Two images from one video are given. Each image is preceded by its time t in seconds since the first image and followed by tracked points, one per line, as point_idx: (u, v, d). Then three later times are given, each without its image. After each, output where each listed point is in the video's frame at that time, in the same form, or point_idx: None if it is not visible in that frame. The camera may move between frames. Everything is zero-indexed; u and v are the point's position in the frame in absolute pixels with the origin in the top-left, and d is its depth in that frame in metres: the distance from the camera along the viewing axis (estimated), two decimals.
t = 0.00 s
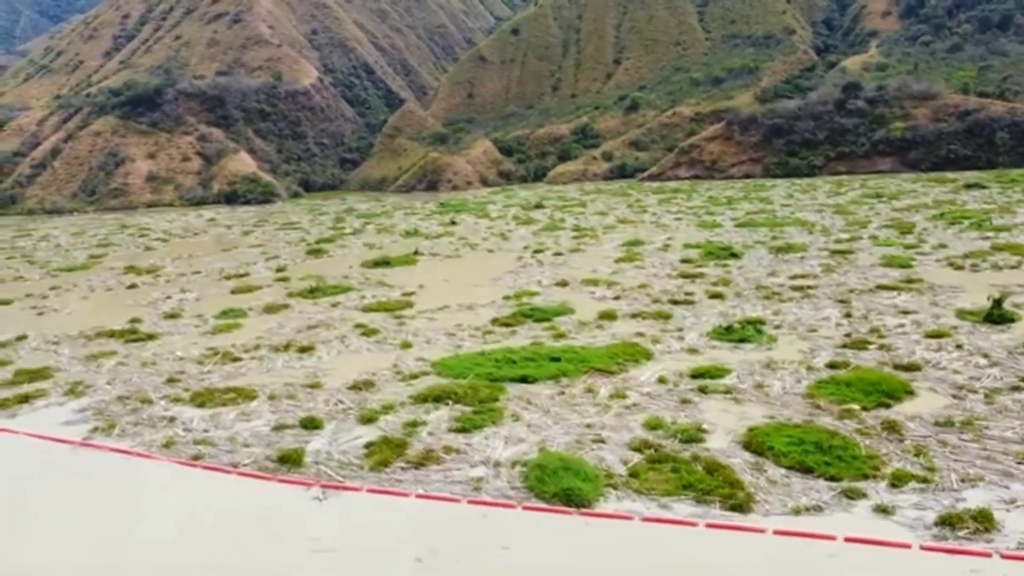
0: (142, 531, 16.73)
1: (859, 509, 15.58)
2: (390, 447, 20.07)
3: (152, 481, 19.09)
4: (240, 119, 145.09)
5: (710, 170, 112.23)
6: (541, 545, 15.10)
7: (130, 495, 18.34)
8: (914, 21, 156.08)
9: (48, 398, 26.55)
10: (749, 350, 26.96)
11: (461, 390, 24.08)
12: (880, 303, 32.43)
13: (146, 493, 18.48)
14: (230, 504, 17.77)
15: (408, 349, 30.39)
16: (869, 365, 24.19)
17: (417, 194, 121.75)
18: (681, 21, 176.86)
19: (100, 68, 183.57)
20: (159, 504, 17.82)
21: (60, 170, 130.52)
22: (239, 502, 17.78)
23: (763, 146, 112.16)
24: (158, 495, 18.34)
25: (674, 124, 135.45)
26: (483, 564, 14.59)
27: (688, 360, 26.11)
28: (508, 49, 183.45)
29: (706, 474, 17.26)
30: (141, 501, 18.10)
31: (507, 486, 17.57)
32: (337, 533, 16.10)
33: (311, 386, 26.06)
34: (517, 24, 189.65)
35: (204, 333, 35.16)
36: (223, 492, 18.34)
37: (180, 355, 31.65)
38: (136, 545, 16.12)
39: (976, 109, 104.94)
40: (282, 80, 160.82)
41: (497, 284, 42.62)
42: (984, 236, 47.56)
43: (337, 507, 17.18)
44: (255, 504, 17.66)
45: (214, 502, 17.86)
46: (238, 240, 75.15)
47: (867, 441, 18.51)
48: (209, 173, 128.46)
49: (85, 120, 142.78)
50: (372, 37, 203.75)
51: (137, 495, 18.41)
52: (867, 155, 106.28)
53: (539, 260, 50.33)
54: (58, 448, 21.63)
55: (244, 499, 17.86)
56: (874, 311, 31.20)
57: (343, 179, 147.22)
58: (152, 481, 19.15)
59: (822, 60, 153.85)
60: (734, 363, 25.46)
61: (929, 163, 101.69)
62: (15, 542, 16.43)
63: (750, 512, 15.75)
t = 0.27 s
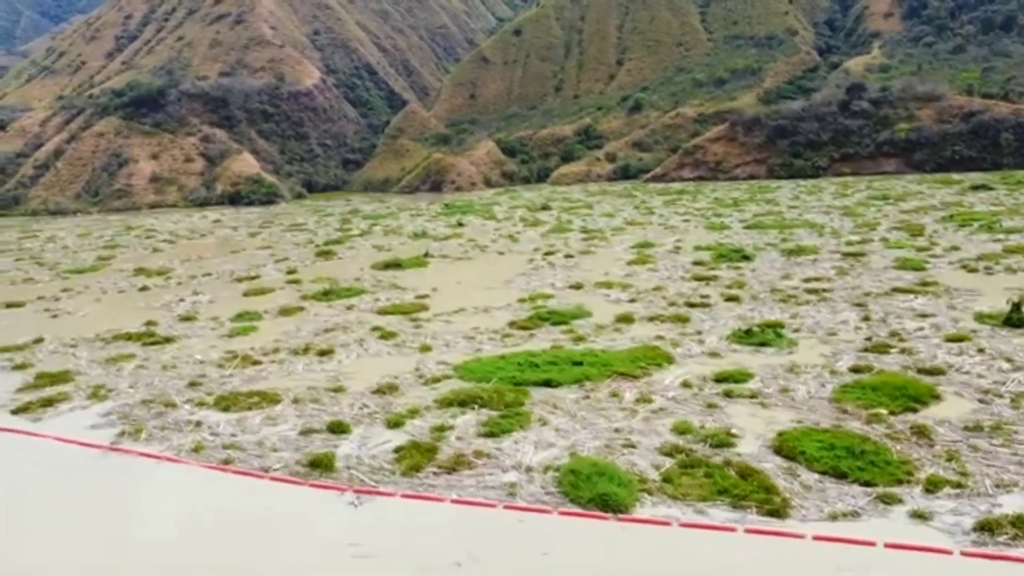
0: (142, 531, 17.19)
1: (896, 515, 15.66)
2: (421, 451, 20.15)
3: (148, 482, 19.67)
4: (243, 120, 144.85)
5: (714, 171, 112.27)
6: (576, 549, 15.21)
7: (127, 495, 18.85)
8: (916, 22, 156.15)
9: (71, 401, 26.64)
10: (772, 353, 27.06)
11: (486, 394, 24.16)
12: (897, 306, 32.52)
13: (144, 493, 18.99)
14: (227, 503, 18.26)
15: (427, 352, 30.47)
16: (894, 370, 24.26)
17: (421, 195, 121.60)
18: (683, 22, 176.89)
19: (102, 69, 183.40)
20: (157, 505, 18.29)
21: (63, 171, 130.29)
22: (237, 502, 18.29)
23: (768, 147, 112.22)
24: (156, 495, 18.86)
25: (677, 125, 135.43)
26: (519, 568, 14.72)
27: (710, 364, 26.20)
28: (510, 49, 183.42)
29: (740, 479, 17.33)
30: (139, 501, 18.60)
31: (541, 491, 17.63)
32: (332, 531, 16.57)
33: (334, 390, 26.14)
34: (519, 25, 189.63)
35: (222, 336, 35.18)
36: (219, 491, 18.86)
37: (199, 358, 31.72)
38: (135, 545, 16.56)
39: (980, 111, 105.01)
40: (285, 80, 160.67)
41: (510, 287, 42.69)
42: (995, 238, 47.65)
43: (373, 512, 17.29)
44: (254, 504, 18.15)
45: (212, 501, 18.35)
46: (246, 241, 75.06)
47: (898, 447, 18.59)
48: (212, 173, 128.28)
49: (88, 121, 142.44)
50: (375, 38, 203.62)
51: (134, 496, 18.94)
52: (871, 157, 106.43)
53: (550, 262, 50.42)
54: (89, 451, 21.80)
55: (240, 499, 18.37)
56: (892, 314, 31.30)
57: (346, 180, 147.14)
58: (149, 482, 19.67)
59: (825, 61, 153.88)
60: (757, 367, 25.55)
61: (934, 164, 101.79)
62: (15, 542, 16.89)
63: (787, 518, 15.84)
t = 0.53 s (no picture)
0: (142, 530, 17.57)
1: (933, 521, 15.75)
2: (450, 456, 20.22)
3: (148, 482, 20.11)
4: (246, 121, 144.64)
5: (718, 172, 112.35)
6: (615, 554, 15.30)
7: (128, 495, 19.28)
8: (919, 23, 156.19)
9: (94, 405, 26.69)
10: (793, 357, 27.12)
11: (511, 398, 24.24)
12: (913, 309, 32.62)
13: (145, 494, 19.42)
14: (226, 504, 18.68)
15: (446, 355, 30.53)
16: (917, 374, 24.34)
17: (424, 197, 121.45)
18: (686, 23, 176.91)
19: (104, 69, 183.17)
20: (158, 505, 18.70)
21: (66, 172, 130.03)
22: (237, 502, 18.72)
23: (772, 148, 112.31)
24: (155, 495, 19.30)
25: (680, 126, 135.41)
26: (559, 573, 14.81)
27: (732, 368, 26.27)
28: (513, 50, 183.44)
29: (774, 484, 17.42)
30: (138, 501, 19.01)
31: (576, 496, 17.70)
32: (331, 531, 16.98)
33: (357, 394, 26.19)
34: (522, 26, 189.53)
35: (238, 339, 35.24)
36: (219, 492, 19.30)
37: (218, 362, 31.77)
38: (136, 545, 16.91)
39: (985, 112, 105.03)
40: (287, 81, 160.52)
41: (524, 290, 42.77)
42: (1005, 241, 47.73)
43: (408, 517, 17.34)
44: (254, 504, 18.57)
45: (212, 502, 18.77)
46: (253, 243, 74.97)
47: (928, 451, 18.68)
48: (215, 174, 128.16)
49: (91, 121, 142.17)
50: (377, 39, 203.53)
51: (135, 496, 19.36)
52: (875, 158, 106.58)
53: (561, 264, 50.52)
54: (116, 455, 21.95)
55: (240, 499, 18.80)
56: (909, 317, 31.39)
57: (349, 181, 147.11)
58: (150, 483, 20.10)
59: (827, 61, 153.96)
60: (779, 370, 25.62)
61: (938, 165, 101.83)
62: (15, 542, 17.25)
63: (824, 523, 15.93)
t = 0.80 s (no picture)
0: (142, 530, 18.10)
1: (969, 525, 15.86)
2: (480, 460, 20.29)
3: (147, 482, 20.65)
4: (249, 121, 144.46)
5: (722, 173, 112.59)
6: (654, 558, 15.40)
7: (127, 495, 19.83)
8: (921, 24, 156.19)
9: (118, 409, 26.75)
10: (815, 361, 27.20)
11: (535, 402, 24.32)
12: (930, 312, 32.73)
13: (144, 493, 19.98)
14: (225, 503, 19.17)
15: (466, 359, 30.60)
16: (941, 378, 24.41)
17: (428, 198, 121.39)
18: (688, 23, 176.87)
19: (107, 70, 182.99)
20: (157, 505, 19.23)
21: (70, 173, 129.79)
22: (234, 501, 19.23)
23: (776, 149, 112.43)
24: (154, 494, 19.84)
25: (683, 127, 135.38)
26: None
27: (754, 372, 26.36)
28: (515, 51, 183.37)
29: (806, 489, 17.51)
30: (137, 501, 19.54)
31: (609, 501, 17.76)
32: (329, 531, 17.49)
33: (380, 398, 26.26)
34: (524, 27, 189.49)
35: (255, 342, 35.30)
36: (218, 491, 19.83)
37: (237, 365, 31.82)
38: (137, 545, 17.40)
39: (989, 113, 105.01)
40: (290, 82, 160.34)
41: (537, 292, 42.85)
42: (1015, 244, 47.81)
43: (444, 522, 17.45)
44: (251, 503, 19.10)
45: (210, 501, 19.27)
46: (261, 245, 74.90)
47: (958, 456, 18.77)
48: (219, 175, 128.12)
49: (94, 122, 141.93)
50: (379, 39, 203.40)
51: (134, 495, 19.90)
52: (879, 159, 106.76)
53: (572, 267, 50.65)
54: (145, 460, 22.09)
55: (240, 498, 19.31)
56: (926, 320, 31.48)
57: (352, 182, 147.11)
58: (149, 482, 20.65)
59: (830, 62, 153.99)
60: (801, 375, 25.70)
61: (943, 167, 101.89)
62: (15, 541, 17.77)
63: (860, 528, 16.03)
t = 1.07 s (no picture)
0: (141, 530, 18.34)
1: (1003, 530, 15.96)
2: (508, 465, 20.35)
3: (144, 481, 20.97)
4: (252, 122, 144.26)
5: (726, 174, 112.87)
6: (693, 564, 15.48)
7: (125, 495, 20.10)
8: (924, 24, 156.19)
9: (140, 412, 26.80)
10: (836, 364, 27.27)
11: (557, 406, 24.38)
12: (945, 314, 32.88)
13: (142, 493, 20.27)
14: (225, 503, 19.49)
15: (484, 362, 30.67)
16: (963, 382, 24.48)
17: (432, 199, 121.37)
18: (690, 24, 176.86)
19: (109, 71, 182.77)
20: (156, 505, 19.50)
21: (73, 174, 129.56)
22: (231, 502, 19.54)
23: (781, 150, 112.54)
24: (151, 494, 20.13)
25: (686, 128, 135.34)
26: None
27: (775, 375, 26.44)
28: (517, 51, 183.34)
29: (839, 494, 17.60)
30: (135, 501, 19.82)
31: (640, 506, 17.83)
32: (329, 531, 17.86)
33: (403, 401, 26.32)
34: (526, 27, 189.30)
35: (272, 345, 35.36)
36: (217, 492, 20.17)
37: (256, 368, 31.85)
38: (137, 545, 17.63)
39: (993, 114, 105.02)
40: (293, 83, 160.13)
41: (549, 294, 42.95)
42: None
43: (479, 527, 17.51)
44: (250, 503, 19.44)
45: (208, 502, 19.57)
46: (268, 246, 74.83)
47: (989, 461, 18.85)
48: (222, 176, 128.16)
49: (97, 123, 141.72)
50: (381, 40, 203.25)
51: (132, 495, 20.19)
52: (884, 160, 106.92)
53: (583, 268, 50.91)
54: (173, 463, 22.14)
55: (240, 499, 19.65)
56: (944, 323, 31.59)
57: (356, 183, 147.08)
58: (145, 481, 20.96)
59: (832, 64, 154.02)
60: (822, 378, 25.76)
61: (947, 168, 101.98)
62: (14, 541, 17.97)
63: (895, 533, 16.11)
